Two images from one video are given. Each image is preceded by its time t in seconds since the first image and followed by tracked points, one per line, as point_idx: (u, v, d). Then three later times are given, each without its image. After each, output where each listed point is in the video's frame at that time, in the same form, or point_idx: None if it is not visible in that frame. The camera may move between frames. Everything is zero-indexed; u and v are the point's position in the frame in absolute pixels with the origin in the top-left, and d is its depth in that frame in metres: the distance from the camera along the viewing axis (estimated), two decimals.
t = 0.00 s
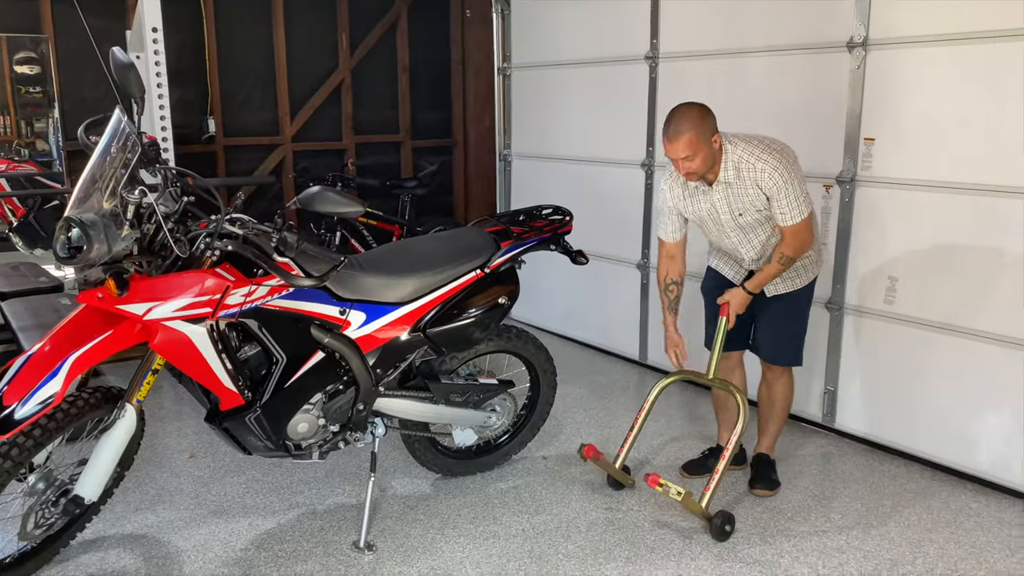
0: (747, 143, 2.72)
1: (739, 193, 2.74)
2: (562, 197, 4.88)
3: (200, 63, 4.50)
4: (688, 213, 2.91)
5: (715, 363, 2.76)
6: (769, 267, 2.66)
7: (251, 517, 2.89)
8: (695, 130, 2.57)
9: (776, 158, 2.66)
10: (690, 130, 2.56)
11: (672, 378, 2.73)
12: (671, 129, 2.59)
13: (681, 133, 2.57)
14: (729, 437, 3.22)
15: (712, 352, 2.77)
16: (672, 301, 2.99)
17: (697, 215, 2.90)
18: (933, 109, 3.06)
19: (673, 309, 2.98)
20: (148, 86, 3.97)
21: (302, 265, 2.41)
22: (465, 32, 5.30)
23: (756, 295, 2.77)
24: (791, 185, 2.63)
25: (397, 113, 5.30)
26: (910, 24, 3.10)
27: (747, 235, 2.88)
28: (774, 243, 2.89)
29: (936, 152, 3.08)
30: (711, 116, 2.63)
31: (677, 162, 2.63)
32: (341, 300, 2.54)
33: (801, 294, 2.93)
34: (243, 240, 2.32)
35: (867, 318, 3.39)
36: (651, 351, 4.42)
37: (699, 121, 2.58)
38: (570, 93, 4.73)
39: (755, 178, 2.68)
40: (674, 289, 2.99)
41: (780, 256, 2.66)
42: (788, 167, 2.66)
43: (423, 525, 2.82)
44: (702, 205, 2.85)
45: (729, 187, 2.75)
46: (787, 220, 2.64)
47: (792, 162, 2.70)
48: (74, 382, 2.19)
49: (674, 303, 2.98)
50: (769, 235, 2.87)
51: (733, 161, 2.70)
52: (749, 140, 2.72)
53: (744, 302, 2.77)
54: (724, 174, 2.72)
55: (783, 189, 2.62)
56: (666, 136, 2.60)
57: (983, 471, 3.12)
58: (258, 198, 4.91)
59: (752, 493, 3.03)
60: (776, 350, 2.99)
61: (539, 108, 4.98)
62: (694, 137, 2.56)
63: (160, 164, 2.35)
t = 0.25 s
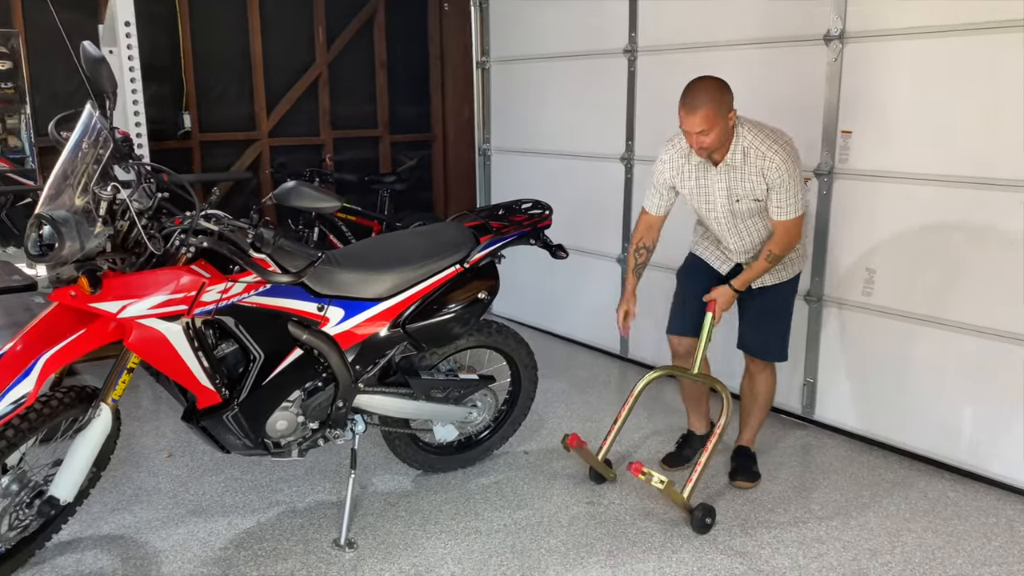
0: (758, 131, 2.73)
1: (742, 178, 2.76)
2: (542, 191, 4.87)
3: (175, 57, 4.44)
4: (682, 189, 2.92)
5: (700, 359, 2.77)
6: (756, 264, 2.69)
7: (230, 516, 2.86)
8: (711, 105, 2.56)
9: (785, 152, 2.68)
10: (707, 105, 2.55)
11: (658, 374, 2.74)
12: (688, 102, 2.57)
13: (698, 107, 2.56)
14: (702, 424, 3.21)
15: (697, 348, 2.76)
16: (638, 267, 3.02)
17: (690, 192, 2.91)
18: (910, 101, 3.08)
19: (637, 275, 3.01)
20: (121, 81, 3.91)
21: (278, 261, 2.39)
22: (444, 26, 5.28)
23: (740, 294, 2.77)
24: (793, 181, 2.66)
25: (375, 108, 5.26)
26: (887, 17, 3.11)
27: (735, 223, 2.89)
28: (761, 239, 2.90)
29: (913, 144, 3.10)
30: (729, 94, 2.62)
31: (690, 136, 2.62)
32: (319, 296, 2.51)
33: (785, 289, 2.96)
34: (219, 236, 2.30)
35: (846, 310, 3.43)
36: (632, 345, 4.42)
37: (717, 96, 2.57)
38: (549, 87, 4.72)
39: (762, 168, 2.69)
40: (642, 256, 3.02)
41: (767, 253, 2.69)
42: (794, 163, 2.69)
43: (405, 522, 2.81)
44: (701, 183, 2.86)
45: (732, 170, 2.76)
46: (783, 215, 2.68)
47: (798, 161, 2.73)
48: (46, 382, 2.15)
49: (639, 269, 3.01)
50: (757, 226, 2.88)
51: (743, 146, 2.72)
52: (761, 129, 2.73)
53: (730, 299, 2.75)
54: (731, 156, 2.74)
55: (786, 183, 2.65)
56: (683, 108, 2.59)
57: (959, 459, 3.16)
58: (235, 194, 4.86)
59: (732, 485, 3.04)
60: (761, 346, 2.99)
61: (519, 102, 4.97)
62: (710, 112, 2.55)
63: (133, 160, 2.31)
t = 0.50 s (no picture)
0: (743, 123, 2.74)
1: (724, 170, 2.76)
2: (518, 185, 4.85)
3: (143, 50, 4.36)
4: (664, 178, 2.90)
5: (681, 353, 2.79)
6: (736, 257, 2.73)
7: (203, 516, 2.82)
8: (700, 96, 2.56)
9: (768, 146, 2.70)
10: (696, 95, 2.55)
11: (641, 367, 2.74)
12: (678, 89, 2.57)
13: (686, 95, 2.56)
14: (647, 428, 3.19)
15: (678, 344, 2.80)
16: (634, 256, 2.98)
17: (671, 181, 2.89)
18: (883, 94, 3.10)
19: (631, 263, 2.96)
20: (87, 75, 3.83)
21: (249, 257, 2.34)
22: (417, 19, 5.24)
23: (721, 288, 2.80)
24: (775, 176, 2.69)
25: (348, 102, 5.21)
26: (859, 9, 3.12)
27: (711, 214, 2.89)
28: (737, 231, 2.92)
29: (885, 136, 3.12)
30: (720, 86, 2.62)
31: (673, 124, 2.61)
32: (291, 292, 2.48)
33: (755, 279, 2.96)
34: (188, 232, 2.26)
35: (820, 302, 3.45)
36: (608, 339, 4.42)
37: (707, 86, 2.57)
38: (524, 81, 4.70)
39: (745, 161, 2.71)
40: (635, 246, 2.99)
41: (748, 247, 2.74)
42: (776, 159, 2.71)
43: (381, 519, 2.79)
44: (681, 173, 2.84)
45: (714, 161, 2.76)
46: (764, 209, 2.71)
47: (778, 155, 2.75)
48: (11, 381, 2.10)
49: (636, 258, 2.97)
50: (734, 218, 2.90)
51: (727, 138, 2.72)
52: (751, 125, 2.73)
53: (711, 294, 2.78)
54: (715, 148, 2.74)
55: (768, 177, 2.68)
56: (672, 96, 2.58)
57: (931, 448, 3.19)
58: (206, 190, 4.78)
59: (709, 478, 3.04)
60: (737, 337, 3.00)
61: (494, 96, 4.94)
62: (698, 102, 2.55)
63: (99, 156, 2.30)
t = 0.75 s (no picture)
0: (708, 117, 2.75)
1: (691, 163, 2.76)
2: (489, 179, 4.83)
3: (104, 42, 4.26)
4: (627, 173, 2.87)
5: (656, 346, 2.79)
6: (710, 248, 2.79)
7: (171, 516, 2.77)
8: (670, 92, 2.54)
9: (734, 139, 2.72)
10: (665, 91, 2.54)
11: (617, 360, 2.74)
12: (647, 86, 2.55)
13: (656, 92, 2.54)
14: (621, 423, 3.20)
15: (652, 337, 2.80)
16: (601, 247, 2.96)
17: (636, 176, 2.85)
18: (851, 86, 3.12)
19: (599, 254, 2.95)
20: (47, 67, 3.73)
21: (215, 252, 2.30)
22: (386, 11, 5.18)
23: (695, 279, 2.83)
24: (742, 168, 2.72)
25: (316, 95, 5.14)
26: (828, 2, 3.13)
27: (677, 209, 2.88)
28: (700, 223, 2.94)
29: (853, 128, 3.14)
30: (688, 82, 2.61)
31: (643, 119, 2.59)
32: (259, 288, 2.44)
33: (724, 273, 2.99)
34: (152, 227, 2.21)
35: (789, 294, 3.46)
36: (581, 332, 4.42)
37: (677, 83, 2.55)
38: (495, 73, 4.67)
39: (712, 154, 2.72)
40: (602, 238, 2.96)
41: (720, 236, 2.80)
42: (741, 151, 2.74)
43: (353, 517, 2.76)
44: (645, 168, 2.83)
45: (680, 156, 2.76)
46: (732, 199, 2.74)
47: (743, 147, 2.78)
48: None
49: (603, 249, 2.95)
50: (698, 210, 2.91)
51: (694, 131, 2.73)
52: (716, 117, 2.75)
53: (686, 285, 2.80)
54: (681, 142, 2.74)
55: (736, 169, 2.70)
56: (641, 92, 2.56)
57: (899, 437, 3.22)
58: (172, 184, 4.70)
59: (682, 469, 3.05)
60: (702, 326, 3.02)
61: (464, 88, 4.91)
62: (668, 99, 2.54)
63: (58, 149, 2.23)
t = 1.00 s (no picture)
0: (671, 108, 2.74)
1: (656, 156, 2.75)
2: (458, 171, 4.79)
3: (62, 32, 4.15)
4: (592, 167, 2.85)
5: (627, 339, 2.79)
6: (678, 238, 2.79)
7: (135, 517, 2.71)
8: (634, 86, 2.53)
9: (697, 129, 2.72)
10: (629, 85, 2.52)
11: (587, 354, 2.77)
12: (610, 81, 2.53)
13: (620, 86, 2.52)
14: (591, 416, 3.19)
15: (624, 331, 2.80)
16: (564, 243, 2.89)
17: (601, 170, 2.84)
18: (819, 78, 3.13)
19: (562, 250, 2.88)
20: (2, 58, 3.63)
21: (178, 246, 2.24)
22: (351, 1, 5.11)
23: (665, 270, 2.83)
24: (706, 158, 2.72)
25: (281, 87, 5.06)
26: None
27: (644, 202, 2.88)
28: (666, 214, 2.94)
29: (820, 120, 3.16)
30: (651, 76, 2.60)
31: (608, 114, 2.58)
32: (224, 283, 2.38)
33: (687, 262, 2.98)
34: (111, 221, 2.15)
35: (757, 286, 3.47)
36: (551, 326, 4.41)
37: (640, 77, 2.54)
38: (463, 65, 4.63)
39: (676, 145, 2.71)
40: (564, 233, 2.90)
41: (688, 226, 2.81)
42: (705, 141, 2.73)
43: (323, 514, 2.72)
44: (611, 161, 2.81)
45: (646, 148, 2.75)
46: (698, 188, 2.75)
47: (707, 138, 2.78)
48: None
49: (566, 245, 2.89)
50: (663, 201, 2.92)
51: (658, 124, 2.72)
52: (679, 108, 2.74)
53: (657, 277, 2.81)
54: (646, 134, 2.73)
55: (701, 160, 2.70)
56: (605, 87, 2.54)
57: (866, 427, 3.25)
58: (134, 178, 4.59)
59: (653, 461, 3.06)
60: (670, 317, 3.02)
61: (432, 80, 4.86)
62: (632, 93, 2.52)
63: (13, 139, 2.12)
